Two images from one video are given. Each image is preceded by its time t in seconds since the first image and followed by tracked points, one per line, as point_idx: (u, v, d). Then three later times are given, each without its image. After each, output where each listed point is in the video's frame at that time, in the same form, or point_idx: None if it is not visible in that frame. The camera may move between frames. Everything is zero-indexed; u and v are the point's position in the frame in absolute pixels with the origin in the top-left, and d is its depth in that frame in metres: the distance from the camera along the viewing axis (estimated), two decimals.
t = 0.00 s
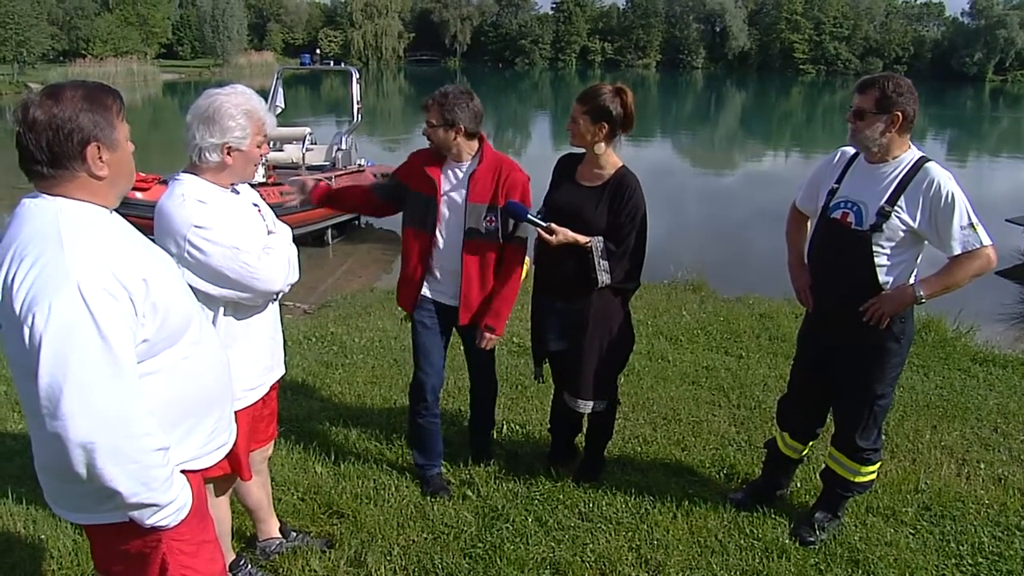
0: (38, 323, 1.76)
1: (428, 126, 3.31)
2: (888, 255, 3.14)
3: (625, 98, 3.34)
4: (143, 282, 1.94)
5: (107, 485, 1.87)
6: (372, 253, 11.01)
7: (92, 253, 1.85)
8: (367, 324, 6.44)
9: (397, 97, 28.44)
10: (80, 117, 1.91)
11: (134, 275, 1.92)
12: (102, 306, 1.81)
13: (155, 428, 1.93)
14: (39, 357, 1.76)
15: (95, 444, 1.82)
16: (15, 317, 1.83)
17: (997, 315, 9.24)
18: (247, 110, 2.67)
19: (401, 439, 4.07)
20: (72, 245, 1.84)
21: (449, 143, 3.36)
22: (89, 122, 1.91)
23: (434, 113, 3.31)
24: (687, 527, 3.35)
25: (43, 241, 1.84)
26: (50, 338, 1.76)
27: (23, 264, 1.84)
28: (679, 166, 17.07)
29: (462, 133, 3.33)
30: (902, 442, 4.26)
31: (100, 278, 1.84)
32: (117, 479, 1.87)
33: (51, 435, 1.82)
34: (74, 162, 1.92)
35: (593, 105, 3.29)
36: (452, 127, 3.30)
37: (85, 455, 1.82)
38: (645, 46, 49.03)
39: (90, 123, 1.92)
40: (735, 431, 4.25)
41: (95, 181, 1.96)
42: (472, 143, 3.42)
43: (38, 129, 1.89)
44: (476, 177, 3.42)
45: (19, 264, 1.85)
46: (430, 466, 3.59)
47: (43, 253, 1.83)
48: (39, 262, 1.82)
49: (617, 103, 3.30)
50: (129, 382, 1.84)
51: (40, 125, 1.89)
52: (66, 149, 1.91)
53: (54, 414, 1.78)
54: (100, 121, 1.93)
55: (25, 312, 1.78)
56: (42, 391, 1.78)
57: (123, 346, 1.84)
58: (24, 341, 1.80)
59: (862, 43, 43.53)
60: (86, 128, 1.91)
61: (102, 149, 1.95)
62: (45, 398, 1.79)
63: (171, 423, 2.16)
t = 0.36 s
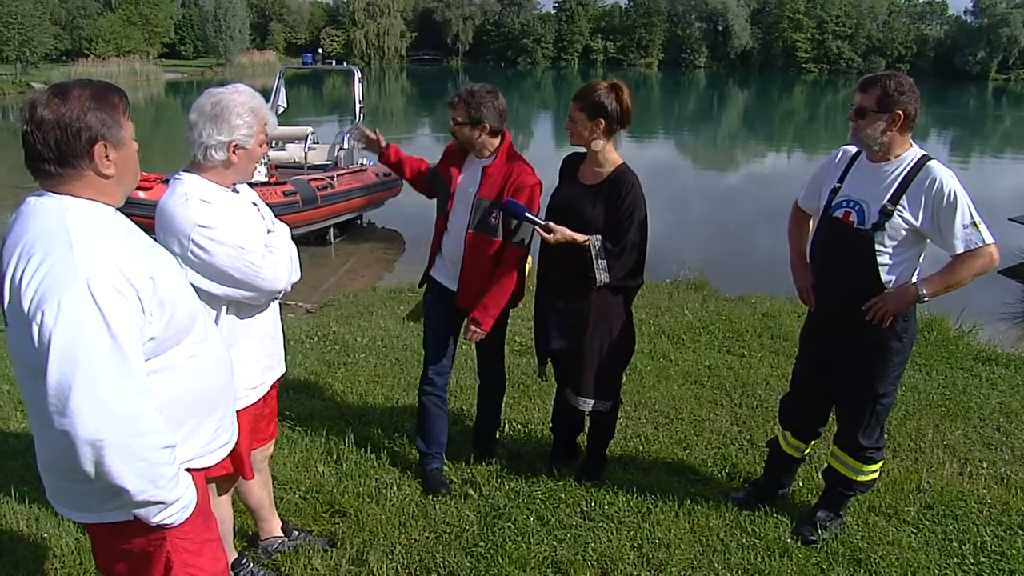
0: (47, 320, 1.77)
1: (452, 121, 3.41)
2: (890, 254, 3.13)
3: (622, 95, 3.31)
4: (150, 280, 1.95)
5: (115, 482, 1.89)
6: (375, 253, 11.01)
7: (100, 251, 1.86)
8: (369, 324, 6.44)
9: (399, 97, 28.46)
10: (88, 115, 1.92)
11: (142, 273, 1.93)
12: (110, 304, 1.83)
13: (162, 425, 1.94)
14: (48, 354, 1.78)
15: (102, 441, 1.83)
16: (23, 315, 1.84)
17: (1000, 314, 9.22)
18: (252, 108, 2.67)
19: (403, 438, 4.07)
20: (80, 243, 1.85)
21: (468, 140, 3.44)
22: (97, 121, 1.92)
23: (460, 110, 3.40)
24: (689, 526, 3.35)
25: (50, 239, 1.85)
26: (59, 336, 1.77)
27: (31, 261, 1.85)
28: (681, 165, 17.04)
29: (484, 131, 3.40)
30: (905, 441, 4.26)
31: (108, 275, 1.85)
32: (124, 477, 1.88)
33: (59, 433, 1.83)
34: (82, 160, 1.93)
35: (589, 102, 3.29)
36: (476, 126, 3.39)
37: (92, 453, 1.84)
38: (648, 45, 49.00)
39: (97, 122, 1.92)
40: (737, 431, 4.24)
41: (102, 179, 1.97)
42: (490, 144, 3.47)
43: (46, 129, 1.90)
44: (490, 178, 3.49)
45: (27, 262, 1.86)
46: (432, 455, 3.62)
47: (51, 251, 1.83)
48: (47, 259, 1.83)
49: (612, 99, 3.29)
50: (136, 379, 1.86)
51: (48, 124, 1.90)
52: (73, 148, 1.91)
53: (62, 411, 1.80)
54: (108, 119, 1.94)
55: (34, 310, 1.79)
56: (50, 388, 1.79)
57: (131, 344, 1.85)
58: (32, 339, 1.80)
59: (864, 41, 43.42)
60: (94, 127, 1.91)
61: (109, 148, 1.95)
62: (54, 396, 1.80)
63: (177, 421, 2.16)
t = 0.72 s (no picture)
0: (51, 322, 1.78)
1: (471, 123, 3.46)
2: (890, 254, 3.13)
3: (614, 93, 3.25)
4: (153, 283, 1.96)
5: (118, 484, 1.89)
6: (376, 254, 11.01)
7: (103, 254, 1.87)
8: (371, 325, 6.42)
9: (400, 97, 28.47)
10: (92, 117, 1.92)
11: (145, 275, 1.94)
12: (113, 306, 1.83)
13: (165, 427, 1.94)
14: (52, 356, 1.79)
15: (106, 443, 1.84)
16: (28, 316, 1.85)
17: (1002, 313, 9.20)
18: (251, 111, 2.68)
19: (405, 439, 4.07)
20: (83, 244, 1.85)
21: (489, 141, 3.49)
22: (101, 122, 1.92)
23: (480, 112, 3.44)
24: (690, 526, 3.35)
25: (55, 239, 1.86)
26: (64, 338, 1.78)
27: (35, 263, 1.86)
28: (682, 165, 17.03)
29: (507, 135, 3.46)
30: (906, 440, 4.25)
31: (111, 276, 1.86)
32: (128, 478, 1.89)
33: (62, 434, 1.84)
34: (85, 163, 1.94)
35: (585, 104, 3.27)
36: (500, 126, 3.43)
37: (95, 455, 1.85)
38: (648, 45, 48.94)
39: (101, 124, 1.93)
40: (738, 430, 4.24)
41: (105, 181, 1.98)
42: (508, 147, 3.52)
43: (50, 129, 1.90)
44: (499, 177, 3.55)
45: (31, 264, 1.87)
46: (432, 449, 3.64)
47: (55, 252, 1.84)
48: (51, 261, 1.83)
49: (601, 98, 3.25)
50: (139, 382, 1.87)
51: (53, 124, 1.90)
52: (77, 149, 1.92)
53: (66, 413, 1.81)
54: (112, 122, 1.95)
55: (38, 312, 1.80)
56: (54, 389, 1.80)
57: (134, 346, 1.86)
58: (37, 341, 1.81)
59: (865, 41, 43.35)
60: (98, 128, 1.92)
61: (113, 150, 1.96)
62: (58, 398, 1.81)
63: (180, 423, 2.17)
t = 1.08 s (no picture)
0: (67, 323, 1.79)
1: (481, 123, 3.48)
2: (905, 254, 3.11)
3: (629, 94, 3.23)
4: (169, 285, 1.96)
5: (133, 485, 1.91)
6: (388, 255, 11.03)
7: (119, 256, 1.88)
8: (383, 326, 6.43)
9: (412, 99, 28.53)
10: (106, 118, 1.93)
11: (160, 277, 1.94)
12: (129, 308, 1.85)
13: (179, 428, 1.95)
14: (69, 356, 1.80)
15: (121, 444, 1.85)
16: (45, 317, 1.86)
17: (1018, 315, 9.12)
18: (260, 113, 2.69)
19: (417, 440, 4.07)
20: (100, 247, 1.87)
21: (504, 140, 3.52)
22: (114, 124, 1.93)
23: (491, 111, 3.47)
24: (704, 528, 3.34)
25: (71, 241, 1.87)
26: (79, 339, 1.79)
27: (53, 265, 1.87)
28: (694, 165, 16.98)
29: (517, 130, 3.50)
30: (921, 443, 4.22)
31: (127, 278, 1.87)
32: (143, 478, 1.90)
33: (79, 435, 1.85)
34: (98, 163, 1.95)
35: (600, 104, 3.25)
36: (510, 120, 3.47)
37: (111, 455, 1.86)
38: (661, 46, 48.80)
39: (115, 126, 1.94)
40: (751, 432, 4.22)
41: (119, 183, 1.99)
42: (519, 145, 3.57)
43: (65, 129, 1.92)
44: (513, 174, 3.62)
45: (49, 265, 1.88)
46: (425, 443, 3.75)
47: (72, 254, 1.85)
48: (68, 262, 1.84)
49: (616, 99, 3.23)
50: (155, 384, 1.88)
51: (68, 124, 1.92)
52: (90, 150, 1.93)
53: (82, 413, 1.82)
54: (126, 124, 1.96)
55: (55, 313, 1.82)
56: (70, 389, 1.81)
57: (150, 348, 1.88)
58: (54, 341, 1.83)
59: (878, 40, 43.09)
60: (111, 130, 1.93)
61: (126, 151, 1.97)
62: (74, 398, 1.82)
63: (195, 424, 2.17)
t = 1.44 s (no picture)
0: (108, 323, 1.82)
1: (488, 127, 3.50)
2: (938, 260, 3.06)
3: (669, 100, 3.23)
4: (208, 286, 1.98)
5: (171, 483, 1.93)
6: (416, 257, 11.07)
7: (159, 257, 1.90)
8: (411, 328, 6.45)
9: (440, 102, 28.65)
10: (137, 120, 1.94)
11: (199, 279, 1.96)
12: (169, 309, 1.86)
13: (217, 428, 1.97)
14: (110, 355, 1.82)
15: (159, 443, 1.87)
16: (87, 316, 1.89)
17: None
18: (293, 115, 2.71)
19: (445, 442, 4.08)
20: (141, 248, 1.89)
21: (510, 143, 3.56)
22: (145, 126, 1.94)
23: (499, 114, 3.51)
24: (732, 535, 3.31)
25: (110, 243, 1.89)
26: (120, 339, 1.81)
27: (95, 266, 1.89)
28: (723, 170, 16.87)
29: (523, 131, 3.55)
30: (956, 453, 4.16)
31: (167, 280, 1.89)
32: (180, 476, 1.91)
33: (119, 432, 1.88)
34: (129, 164, 1.96)
35: (639, 109, 3.24)
36: (514, 121, 3.50)
37: (150, 453, 1.88)
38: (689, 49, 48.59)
39: (146, 127, 1.94)
40: (781, 439, 4.18)
41: (151, 185, 1.99)
42: (523, 145, 3.64)
43: (100, 129, 1.94)
44: (520, 175, 3.73)
45: (91, 266, 1.91)
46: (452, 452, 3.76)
47: (113, 255, 1.88)
48: (110, 264, 1.87)
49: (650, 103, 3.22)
50: (193, 383, 1.89)
51: (103, 126, 1.94)
52: (123, 151, 1.94)
53: (122, 412, 1.85)
54: (157, 126, 1.96)
55: (96, 312, 1.84)
56: (111, 386, 1.84)
57: (188, 348, 1.89)
58: (95, 340, 1.86)
59: (911, 44, 42.49)
60: (141, 132, 1.93)
61: (157, 153, 1.97)
62: (115, 395, 1.85)
63: (233, 424, 2.19)
